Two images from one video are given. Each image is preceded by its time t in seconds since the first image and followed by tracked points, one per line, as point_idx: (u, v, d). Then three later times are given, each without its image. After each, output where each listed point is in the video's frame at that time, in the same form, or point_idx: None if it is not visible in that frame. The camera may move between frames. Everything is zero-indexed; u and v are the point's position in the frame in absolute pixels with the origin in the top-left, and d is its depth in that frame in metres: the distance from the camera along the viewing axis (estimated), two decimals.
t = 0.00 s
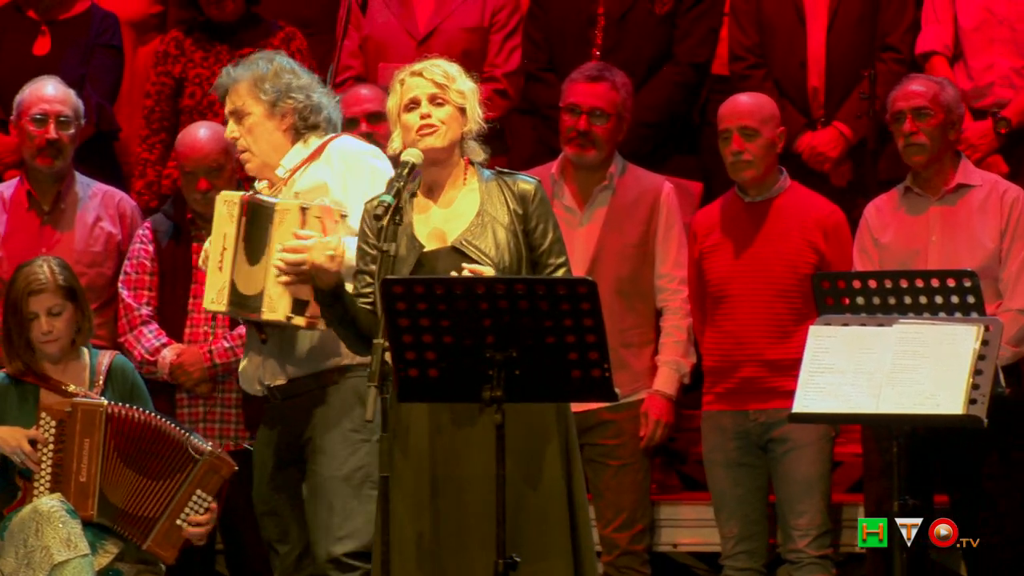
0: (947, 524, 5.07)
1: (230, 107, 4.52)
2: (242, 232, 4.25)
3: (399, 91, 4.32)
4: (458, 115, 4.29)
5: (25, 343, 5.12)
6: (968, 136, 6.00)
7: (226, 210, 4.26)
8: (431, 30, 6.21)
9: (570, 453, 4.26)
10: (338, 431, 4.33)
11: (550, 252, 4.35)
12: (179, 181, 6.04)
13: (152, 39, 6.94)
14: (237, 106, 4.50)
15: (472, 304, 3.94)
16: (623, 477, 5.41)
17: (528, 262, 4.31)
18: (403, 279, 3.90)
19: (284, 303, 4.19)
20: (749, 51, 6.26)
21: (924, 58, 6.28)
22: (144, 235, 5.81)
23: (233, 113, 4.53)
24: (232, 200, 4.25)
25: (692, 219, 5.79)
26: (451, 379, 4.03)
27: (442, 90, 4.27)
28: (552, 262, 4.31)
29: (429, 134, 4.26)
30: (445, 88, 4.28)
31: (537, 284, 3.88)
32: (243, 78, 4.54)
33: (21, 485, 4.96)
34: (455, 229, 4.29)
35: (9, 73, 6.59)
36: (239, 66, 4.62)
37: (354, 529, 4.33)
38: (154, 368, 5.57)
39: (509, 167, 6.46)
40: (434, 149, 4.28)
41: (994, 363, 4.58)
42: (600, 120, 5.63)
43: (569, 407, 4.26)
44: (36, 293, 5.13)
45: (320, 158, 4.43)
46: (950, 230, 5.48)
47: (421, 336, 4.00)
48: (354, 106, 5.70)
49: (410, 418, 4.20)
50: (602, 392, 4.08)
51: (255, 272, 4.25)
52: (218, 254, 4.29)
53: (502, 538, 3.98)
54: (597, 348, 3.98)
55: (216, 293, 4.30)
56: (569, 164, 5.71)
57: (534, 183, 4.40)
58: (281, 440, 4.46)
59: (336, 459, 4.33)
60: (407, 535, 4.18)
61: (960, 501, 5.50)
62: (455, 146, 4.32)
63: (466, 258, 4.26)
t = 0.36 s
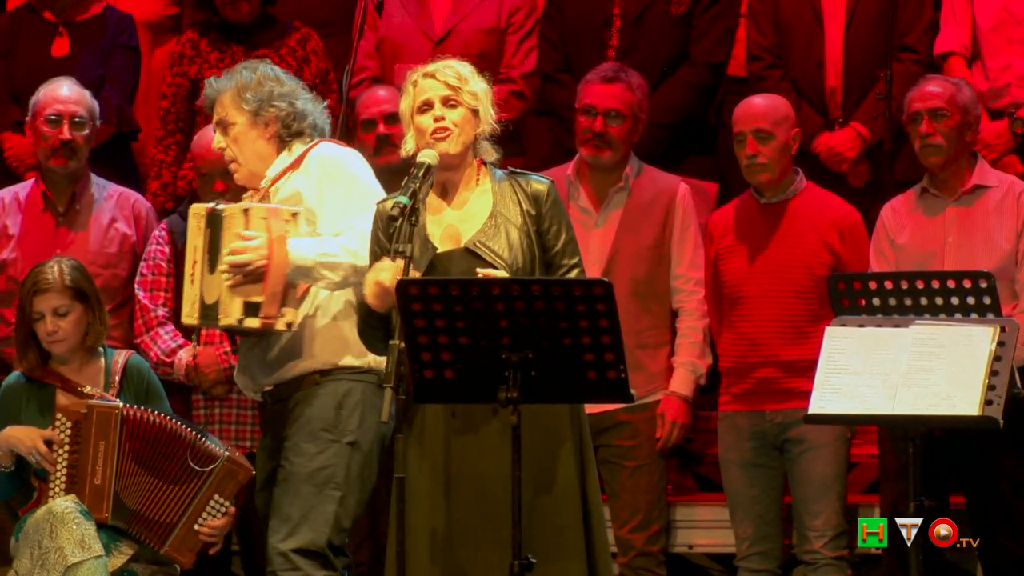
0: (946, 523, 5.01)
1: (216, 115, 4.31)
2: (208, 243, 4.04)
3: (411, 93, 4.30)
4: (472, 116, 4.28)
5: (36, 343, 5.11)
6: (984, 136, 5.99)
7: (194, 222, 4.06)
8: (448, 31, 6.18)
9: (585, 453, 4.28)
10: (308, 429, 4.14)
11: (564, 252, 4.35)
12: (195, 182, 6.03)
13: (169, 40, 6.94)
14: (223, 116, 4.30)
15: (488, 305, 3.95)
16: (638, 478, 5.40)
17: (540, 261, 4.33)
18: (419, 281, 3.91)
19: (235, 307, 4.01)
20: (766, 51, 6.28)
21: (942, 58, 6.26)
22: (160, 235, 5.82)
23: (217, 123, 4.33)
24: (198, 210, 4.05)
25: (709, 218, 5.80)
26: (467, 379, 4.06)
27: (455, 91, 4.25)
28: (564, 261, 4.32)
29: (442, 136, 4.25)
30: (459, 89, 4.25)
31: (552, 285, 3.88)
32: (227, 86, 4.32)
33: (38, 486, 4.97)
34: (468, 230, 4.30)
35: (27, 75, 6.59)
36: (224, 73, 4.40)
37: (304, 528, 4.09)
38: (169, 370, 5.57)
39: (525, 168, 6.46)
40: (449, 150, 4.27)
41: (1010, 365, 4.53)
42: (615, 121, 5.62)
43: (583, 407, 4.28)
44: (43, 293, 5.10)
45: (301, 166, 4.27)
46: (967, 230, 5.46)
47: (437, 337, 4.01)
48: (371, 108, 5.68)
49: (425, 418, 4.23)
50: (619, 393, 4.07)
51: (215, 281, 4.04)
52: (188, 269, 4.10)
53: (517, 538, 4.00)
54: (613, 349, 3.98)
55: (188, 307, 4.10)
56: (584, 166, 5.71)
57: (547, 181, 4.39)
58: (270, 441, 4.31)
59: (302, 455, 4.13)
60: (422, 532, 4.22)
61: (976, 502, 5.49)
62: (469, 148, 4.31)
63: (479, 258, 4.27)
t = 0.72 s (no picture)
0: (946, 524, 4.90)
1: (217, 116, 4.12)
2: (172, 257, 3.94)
3: (431, 96, 4.33)
4: (490, 120, 4.29)
5: (59, 347, 5.15)
6: (1002, 138, 5.98)
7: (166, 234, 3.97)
8: (467, 32, 6.16)
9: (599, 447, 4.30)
10: (271, 443, 3.98)
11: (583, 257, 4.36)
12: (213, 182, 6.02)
13: (186, 41, 6.94)
14: (224, 118, 4.11)
15: (506, 306, 4.01)
16: (657, 479, 5.38)
17: (559, 265, 4.34)
18: (438, 282, 3.96)
19: (182, 329, 3.90)
20: (783, 52, 6.26)
21: (961, 59, 6.24)
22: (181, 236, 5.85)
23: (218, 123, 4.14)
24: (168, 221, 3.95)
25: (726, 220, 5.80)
26: (485, 380, 4.10)
27: (473, 97, 4.27)
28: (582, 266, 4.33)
29: (460, 140, 4.28)
30: (477, 95, 4.27)
31: (572, 285, 3.94)
32: (232, 85, 4.12)
33: (57, 487, 4.94)
34: (488, 234, 4.29)
35: (46, 76, 6.57)
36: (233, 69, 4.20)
37: (257, 541, 3.90)
38: (188, 370, 5.57)
39: (542, 169, 6.46)
40: (467, 155, 4.29)
41: None
42: (634, 122, 5.62)
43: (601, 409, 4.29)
44: (63, 296, 5.11)
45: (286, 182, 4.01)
46: (985, 231, 5.47)
47: (455, 338, 4.06)
48: (390, 109, 5.68)
49: (443, 421, 4.21)
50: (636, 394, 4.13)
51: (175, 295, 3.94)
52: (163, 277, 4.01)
53: (536, 539, 4.03)
54: (631, 350, 4.04)
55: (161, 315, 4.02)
56: (602, 167, 5.69)
57: (568, 187, 4.40)
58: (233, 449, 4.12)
59: (262, 468, 3.97)
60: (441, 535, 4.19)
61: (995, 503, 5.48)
62: (488, 152, 4.32)
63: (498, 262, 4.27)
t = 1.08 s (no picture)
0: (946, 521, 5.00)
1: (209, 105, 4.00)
2: (175, 258, 3.89)
3: (461, 97, 4.36)
4: (517, 121, 4.29)
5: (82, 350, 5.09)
6: None
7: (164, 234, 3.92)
8: (492, 33, 6.18)
9: (630, 452, 4.27)
10: (260, 451, 3.90)
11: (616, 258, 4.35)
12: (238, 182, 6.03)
13: (212, 41, 6.96)
14: (218, 108, 3.99)
15: (532, 306, 4.00)
16: (683, 479, 5.39)
17: (591, 266, 4.33)
18: (464, 282, 3.96)
19: (184, 331, 3.85)
20: (807, 50, 6.30)
21: (986, 58, 6.24)
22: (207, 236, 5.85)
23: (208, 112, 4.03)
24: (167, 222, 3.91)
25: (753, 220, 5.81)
26: (513, 379, 4.10)
27: (498, 98, 4.29)
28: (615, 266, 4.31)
29: (486, 141, 4.29)
30: (502, 96, 4.29)
31: (596, 286, 3.94)
32: (226, 74, 4.00)
33: (84, 486, 4.94)
34: (522, 234, 4.30)
35: (75, 76, 6.59)
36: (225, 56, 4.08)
37: (261, 552, 3.84)
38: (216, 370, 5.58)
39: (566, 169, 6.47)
40: (493, 155, 4.30)
41: None
42: (659, 122, 5.64)
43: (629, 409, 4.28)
44: (87, 298, 5.07)
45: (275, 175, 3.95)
46: (1010, 230, 5.49)
47: (482, 339, 4.06)
48: (416, 110, 5.71)
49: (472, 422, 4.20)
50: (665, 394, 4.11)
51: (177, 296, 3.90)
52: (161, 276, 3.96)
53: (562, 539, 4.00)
54: (658, 349, 4.02)
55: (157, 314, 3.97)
56: (628, 167, 5.72)
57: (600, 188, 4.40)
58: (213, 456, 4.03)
59: (254, 476, 3.89)
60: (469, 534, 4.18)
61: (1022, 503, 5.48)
62: (515, 153, 4.33)
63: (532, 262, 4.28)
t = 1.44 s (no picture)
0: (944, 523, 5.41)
1: (230, 113, 3.92)
2: (248, 270, 3.75)
3: (507, 98, 4.44)
4: (560, 125, 4.35)
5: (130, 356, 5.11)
6: None
7: (230, 245, 3.76)
8: (531, 36, 6.26)
9: (665, 453, 4.32)
10: (307, 457, 3.88)
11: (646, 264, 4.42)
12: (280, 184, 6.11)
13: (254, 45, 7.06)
14: (240, 117, 3.91)
15: (571, 306, 4.01)
16: (720, 478, 5.47)
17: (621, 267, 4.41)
18: (504, 283, 3.97)
19: (267, 344, 3.74)
20: (842, 53, 6.42)
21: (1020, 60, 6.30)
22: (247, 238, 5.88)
23: (224, 119, 3.94)
24: (237, 235, 3.75)
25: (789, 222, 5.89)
26: (552, 380, 4.12)
27: (543, 100, 4.36)
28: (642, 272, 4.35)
29: (529, 142, 4.33)
30: (548, 99, 4.36)
31: (635, 286, 3.94)
32: (246, 82, 3.93)
33: (129, 488, 4.97)
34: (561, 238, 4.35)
35: (120, 79, 6.68)
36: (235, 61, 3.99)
37: (310, 559, 3.83)
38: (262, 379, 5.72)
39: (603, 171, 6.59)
40: (535, 156, 4.34)
41: None
42: (697, 125, 5.74)
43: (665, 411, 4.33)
44: (137, 302, 5.08)
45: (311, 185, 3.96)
46: None
47: (521, 338, 4.08)
48: (457, 113, 5.86)
49: (512, 422, 4.27)
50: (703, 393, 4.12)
51: (248, 308, 3.76)
52: (217, 287, 3.79)
53: (600, 537, 4.06)
54: (695, 350, 4.02)
55: (210, 327, 3.79)
56: (665, 169, 5.83)
57: (633, 186, 4.47)
58: (232, 451, 3.89)
59: (301, 483, 3.87)
60: (511, 525, 4.25)
61: None
62: (557, 156, 4.37)
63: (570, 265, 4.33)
